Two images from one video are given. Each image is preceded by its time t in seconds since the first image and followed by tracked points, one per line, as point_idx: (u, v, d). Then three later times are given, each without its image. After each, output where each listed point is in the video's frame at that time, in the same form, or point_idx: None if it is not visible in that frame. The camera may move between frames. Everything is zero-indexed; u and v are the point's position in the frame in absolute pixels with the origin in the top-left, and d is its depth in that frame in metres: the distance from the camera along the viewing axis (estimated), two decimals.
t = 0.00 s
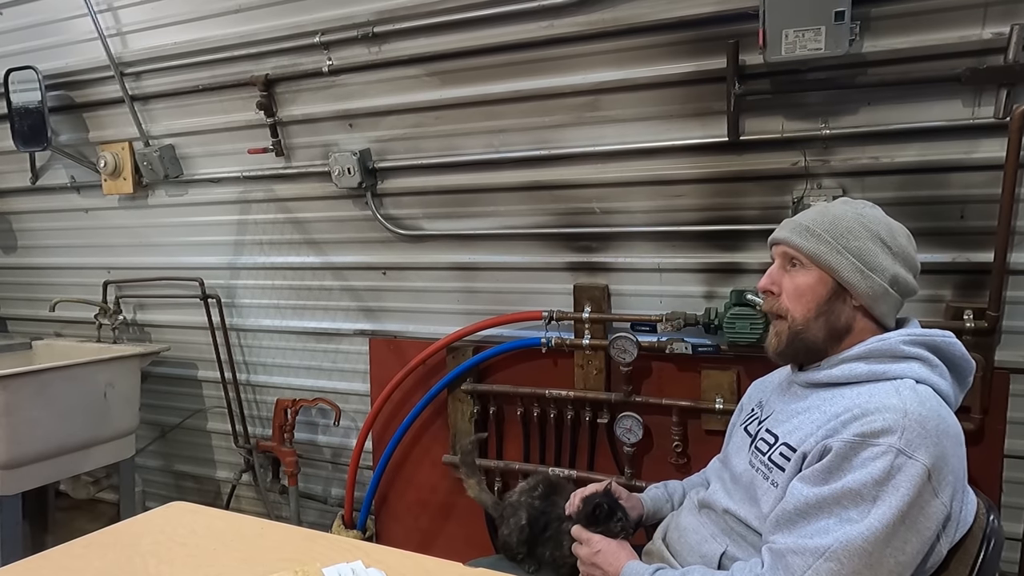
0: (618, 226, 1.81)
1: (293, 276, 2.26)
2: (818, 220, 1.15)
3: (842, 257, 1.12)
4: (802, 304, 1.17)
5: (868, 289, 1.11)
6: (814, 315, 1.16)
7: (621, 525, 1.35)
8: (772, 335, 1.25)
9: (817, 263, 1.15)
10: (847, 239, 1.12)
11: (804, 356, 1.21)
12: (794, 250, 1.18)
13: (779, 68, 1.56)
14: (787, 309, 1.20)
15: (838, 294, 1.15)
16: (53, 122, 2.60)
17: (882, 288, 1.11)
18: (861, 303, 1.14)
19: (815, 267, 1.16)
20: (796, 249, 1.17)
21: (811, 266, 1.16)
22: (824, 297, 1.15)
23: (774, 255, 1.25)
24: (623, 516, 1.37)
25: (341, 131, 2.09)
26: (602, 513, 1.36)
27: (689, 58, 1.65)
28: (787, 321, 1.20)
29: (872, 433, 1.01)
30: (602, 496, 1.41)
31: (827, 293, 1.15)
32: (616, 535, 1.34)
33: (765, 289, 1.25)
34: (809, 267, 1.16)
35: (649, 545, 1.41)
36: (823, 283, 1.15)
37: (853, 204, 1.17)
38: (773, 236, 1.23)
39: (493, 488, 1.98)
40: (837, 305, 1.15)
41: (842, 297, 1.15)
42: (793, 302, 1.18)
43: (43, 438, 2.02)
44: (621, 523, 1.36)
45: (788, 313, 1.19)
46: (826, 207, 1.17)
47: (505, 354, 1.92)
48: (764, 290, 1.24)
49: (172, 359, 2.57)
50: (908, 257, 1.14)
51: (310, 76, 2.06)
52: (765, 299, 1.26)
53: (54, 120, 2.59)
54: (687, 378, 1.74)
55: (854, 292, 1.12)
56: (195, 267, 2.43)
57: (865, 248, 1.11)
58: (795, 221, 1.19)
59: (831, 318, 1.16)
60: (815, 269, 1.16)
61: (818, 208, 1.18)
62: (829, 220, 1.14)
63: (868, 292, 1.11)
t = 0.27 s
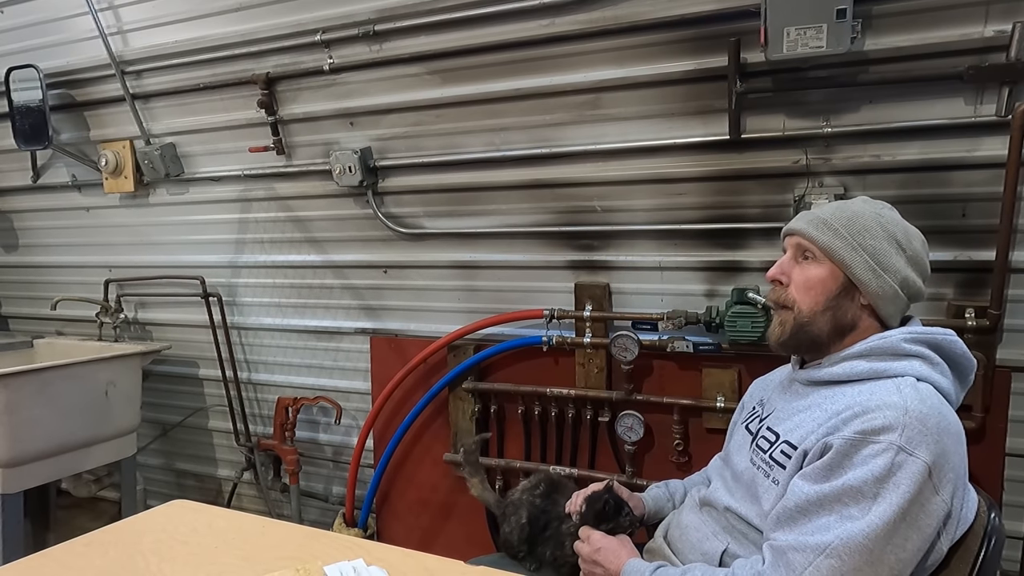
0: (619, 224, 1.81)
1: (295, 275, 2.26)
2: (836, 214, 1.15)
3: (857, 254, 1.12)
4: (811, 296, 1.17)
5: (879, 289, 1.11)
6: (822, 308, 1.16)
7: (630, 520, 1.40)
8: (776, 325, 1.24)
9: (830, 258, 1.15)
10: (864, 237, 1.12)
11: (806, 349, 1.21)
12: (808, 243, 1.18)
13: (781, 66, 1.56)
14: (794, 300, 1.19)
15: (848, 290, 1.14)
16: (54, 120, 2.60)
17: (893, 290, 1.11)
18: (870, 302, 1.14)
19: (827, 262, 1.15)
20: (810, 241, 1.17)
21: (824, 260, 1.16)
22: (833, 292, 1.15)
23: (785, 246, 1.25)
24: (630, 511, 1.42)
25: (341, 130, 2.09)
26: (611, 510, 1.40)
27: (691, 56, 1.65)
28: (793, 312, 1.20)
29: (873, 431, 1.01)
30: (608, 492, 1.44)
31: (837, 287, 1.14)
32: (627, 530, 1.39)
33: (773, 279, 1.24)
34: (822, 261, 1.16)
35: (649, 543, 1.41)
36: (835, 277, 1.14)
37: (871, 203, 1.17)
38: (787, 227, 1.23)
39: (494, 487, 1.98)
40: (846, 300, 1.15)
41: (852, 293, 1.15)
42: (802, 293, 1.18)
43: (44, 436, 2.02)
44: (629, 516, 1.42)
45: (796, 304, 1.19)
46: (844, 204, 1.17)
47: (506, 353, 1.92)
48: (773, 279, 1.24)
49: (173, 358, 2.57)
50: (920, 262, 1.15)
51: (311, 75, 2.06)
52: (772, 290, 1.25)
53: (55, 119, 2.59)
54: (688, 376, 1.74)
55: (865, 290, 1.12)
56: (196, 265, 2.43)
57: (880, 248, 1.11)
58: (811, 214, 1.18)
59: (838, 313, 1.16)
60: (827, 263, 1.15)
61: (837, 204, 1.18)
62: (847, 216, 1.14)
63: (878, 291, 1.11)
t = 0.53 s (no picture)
0: (619, 225, 1.81)
1: (294, 276, 2.26)
2: (843, 216, 1.15)
3: (864, 256, 1.12)
4: (818, 298, 1.17)
5: (886, 291, 1.11)
6: (829, 310, 1.16)
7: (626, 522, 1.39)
8: (783, 327, 1.24)
9: (837, 260, 1.15)
10: (871, 239, 1.12)
11: (811, 351, 1.21)
12: (814, 245, 1.18)
13: (781, 67, 1.56)
14: (801, 302, 1.19)
15: (855, 293, 1.15)
16: (54, 121, 2.60)
17: (900, 292, 1.11)
18: (877, 304, 1.14)
19: (834, 264, 1.15)
20: (817, 242, 1.17)
21: (831, 262, 1.16)
22: (840, 294, 1.15)
23: (791, 247, 1.25)
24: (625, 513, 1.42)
25: (341, 131, 2.09)
26: (608, 512, 1.39)
27: (691, 58, 1.65)
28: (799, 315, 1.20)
29: (874, 432, 1.01)
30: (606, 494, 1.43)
31: (844, 289, 1.15)
32: (622, 532, 1.39)
33: (779, 281, 1.24)
34: (828, 263, 1.16)
35: (650, 544, 1.41)
36: (842, 279, 1.15)
37: (877, 205, 1.17)
38: (793, 228, 1.22)
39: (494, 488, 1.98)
40: (853, 302, 1.15)
41: (859, 295, 1.15)
42: (808, 295, 1.18)
43: (44, 437, 2.02)
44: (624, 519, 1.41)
45: (802, 307, 1.19)
46: (850, 205, 1.17)
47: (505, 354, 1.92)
48: (779, 281, 1.24)
49: (173, 359, 2.57)
50: (925, 264, 1.15)
51: (311, 76, 2.06)
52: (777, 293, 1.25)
53: (55, 120, 2.59)
54: (688, 378, 1.74)
55: (872, 292, 1.12)
56: (195, 267, 2.43)
57: (888, 250, 1.12)
58: (817, 215, 1.18)
59: (844, 316, 1.16)
60: (834, 265, 1.15)
61: (842, 206, 1.17)
62: (854, 218, 1.14)
63: (886, 293, 1.11)
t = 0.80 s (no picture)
0: (619, 225, 1.81)
1: (295, 276, 2.26)
2: (833, 219, 1.15)
3: (857, 258, 1.12)
4: (815, 303, 1.17)
5: (882, 291, 1.11)
6: (827, 314, 1.16)
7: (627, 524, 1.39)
8: (781, 333, 1.24)
9: (831, 264, 1.15)
10: (863, 240, 1.12)
11: (813, 355, 1.21)
12: (807, 250, 1.17)
13: (781, 67, 1.55)
14: (798, 308, 1.19)
15: (852, 295, 1.14)
16: (54, 121, 2.60)
17: (897, 290, 1.12)
18: (874, 304, 1.14)
19: (829, 268, 1.15)
20: (809, 248, 1.16)
21: (825, 266, 1.16)
22: (837, 298, 1.15)
23: (784, 253, 1.24)
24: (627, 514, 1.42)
25: (341, 131, 2.09)
26: (609, 514, 1.39)
27: (691, 57, 1.65)
28: (797, 320, 1.20)
29: (875, 432, 1.01)
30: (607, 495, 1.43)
31: (841, 293, 1.14)
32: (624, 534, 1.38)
33: (774, 288, 1.24)
34: (822, 267, 1.16)
35: (650, 543, 1.41)
36: (837, 283, 1.14)
37: (867, 203, 1.17)
38: (784, 234, 1.22)
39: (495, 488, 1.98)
40: (850, 305, 1.15)
41: (855, 297, 1.15)
42: (806, 301, 1.18)
43: (44, 437, 2.02)
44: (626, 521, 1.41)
45: (800, 313, 1.19)
46: (840, 207, 1.17)
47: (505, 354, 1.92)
48: (775, 289, 1.23)
49: (173, 359, 2.57)
50: (919, 258, 1.15)
51: (311, 76, 2.06)
52: (774, 299, 1.25)
53: (55, 120, 2.59)
54: (688, 377, 1.74)
55: (869, 294, 1.12)
56: (195, 266, 2.43)
57: (881, 250, 1.11)
58: (808, 220, 1.18)
59: (843, 319, 1.16)
60: (828, 269, 1.15)
61: (832, 207, 1.17)
62: (845, 220, 1.14)
63: (883, 294, 1.11)
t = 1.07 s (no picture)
0: (619, 225, 1.81)
1: (295, 275, 2.26)
2: (830, 220, 1.14)
3: (855, 259, 1.11)
4: (813, 304, 1.16)
5: (881, 292, 1.11)
6: (825, 315, 1.16)
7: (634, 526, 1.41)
8: (779, 334, 1.24)
9: (829, 265, 1.14)
10: (861, 241, 1.12)
11: (810, 355, 1.21)
12: (805, 251, 1.17)
13: (781, 67, 1.55)
14: (796, 308, 1.19)
15: (850, 296, 1.14)
16: (54, 121, 2.59)
17: (896, 291, 1.11)
18: (873, 305, 1.14)
19: (827, 268, 1.15)
20: (807, 249, 1.16)
21: (823, 267, 1.15)
22: (836, 299, 1.15)
23: (782, 254, 1.24)
24: (637, 517, 1.43)
25: (342, 130, 2.09)
26: (616, 516, 1.40)
27: (691, 57, 1.65)
28: (795, 321, 1.19)
29: (876, 432, 1.01)
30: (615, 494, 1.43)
31: (839, 294, 1.14)
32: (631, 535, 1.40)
33: (772, 289, 1.23)
34: (821, 268, 1.15)
35: (651, 543, 1.41)
36: (836, 284, 1.14)
37: (865, 203, 1.16)
38: (782, 235, 1.22)
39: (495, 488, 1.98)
40: (848, 306, 1.15)
41: (854, 298, 1.14)
42: (804, 302, 1.17)
43: (44, 437, 2.02)
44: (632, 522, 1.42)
45: (798, 313, 1.18)
46: (838, 207, 1.16)
47: (506, 353, 1.92)
48: (773, 290, 1.23)
49: (173, 359, 2.57)
50: (917, 258, 1.15)
51: (311, 75, 2.06)
52: (772, 299, 1.25)
53: (55, 119, 2.59)
54: (689, 377, 1.74)
55: (868, 295, 1.12)
56: (195, 266, 2.43)
57: (878, 251, 1.11)
58: (806, 221, 1.18)
59: (841, 319, 1.16)
60: (827, 270, 1.15)
61: (830, 208, 1.17)
62: (842, 221, 1.13)
63: (881, 295, 1.11)
